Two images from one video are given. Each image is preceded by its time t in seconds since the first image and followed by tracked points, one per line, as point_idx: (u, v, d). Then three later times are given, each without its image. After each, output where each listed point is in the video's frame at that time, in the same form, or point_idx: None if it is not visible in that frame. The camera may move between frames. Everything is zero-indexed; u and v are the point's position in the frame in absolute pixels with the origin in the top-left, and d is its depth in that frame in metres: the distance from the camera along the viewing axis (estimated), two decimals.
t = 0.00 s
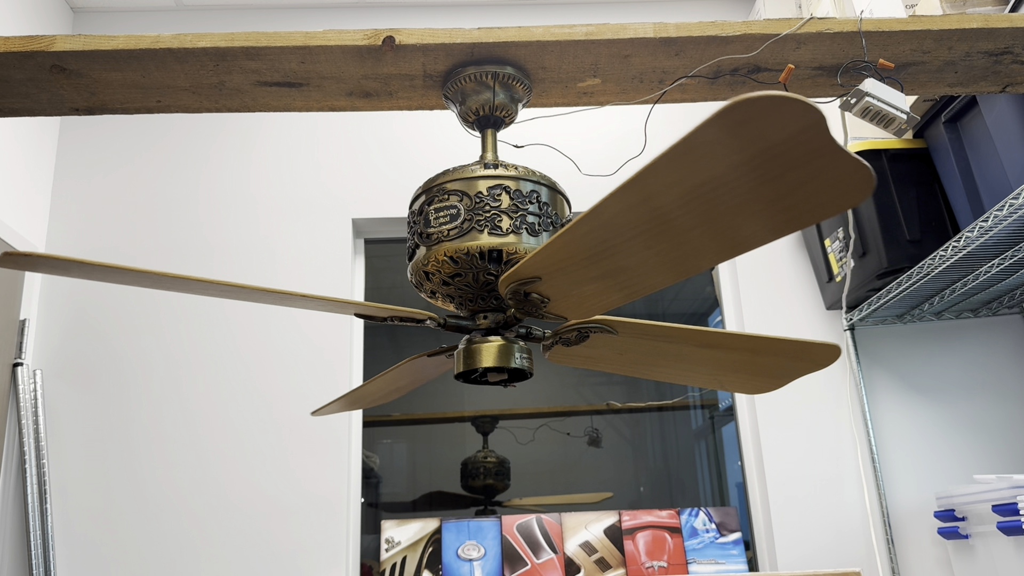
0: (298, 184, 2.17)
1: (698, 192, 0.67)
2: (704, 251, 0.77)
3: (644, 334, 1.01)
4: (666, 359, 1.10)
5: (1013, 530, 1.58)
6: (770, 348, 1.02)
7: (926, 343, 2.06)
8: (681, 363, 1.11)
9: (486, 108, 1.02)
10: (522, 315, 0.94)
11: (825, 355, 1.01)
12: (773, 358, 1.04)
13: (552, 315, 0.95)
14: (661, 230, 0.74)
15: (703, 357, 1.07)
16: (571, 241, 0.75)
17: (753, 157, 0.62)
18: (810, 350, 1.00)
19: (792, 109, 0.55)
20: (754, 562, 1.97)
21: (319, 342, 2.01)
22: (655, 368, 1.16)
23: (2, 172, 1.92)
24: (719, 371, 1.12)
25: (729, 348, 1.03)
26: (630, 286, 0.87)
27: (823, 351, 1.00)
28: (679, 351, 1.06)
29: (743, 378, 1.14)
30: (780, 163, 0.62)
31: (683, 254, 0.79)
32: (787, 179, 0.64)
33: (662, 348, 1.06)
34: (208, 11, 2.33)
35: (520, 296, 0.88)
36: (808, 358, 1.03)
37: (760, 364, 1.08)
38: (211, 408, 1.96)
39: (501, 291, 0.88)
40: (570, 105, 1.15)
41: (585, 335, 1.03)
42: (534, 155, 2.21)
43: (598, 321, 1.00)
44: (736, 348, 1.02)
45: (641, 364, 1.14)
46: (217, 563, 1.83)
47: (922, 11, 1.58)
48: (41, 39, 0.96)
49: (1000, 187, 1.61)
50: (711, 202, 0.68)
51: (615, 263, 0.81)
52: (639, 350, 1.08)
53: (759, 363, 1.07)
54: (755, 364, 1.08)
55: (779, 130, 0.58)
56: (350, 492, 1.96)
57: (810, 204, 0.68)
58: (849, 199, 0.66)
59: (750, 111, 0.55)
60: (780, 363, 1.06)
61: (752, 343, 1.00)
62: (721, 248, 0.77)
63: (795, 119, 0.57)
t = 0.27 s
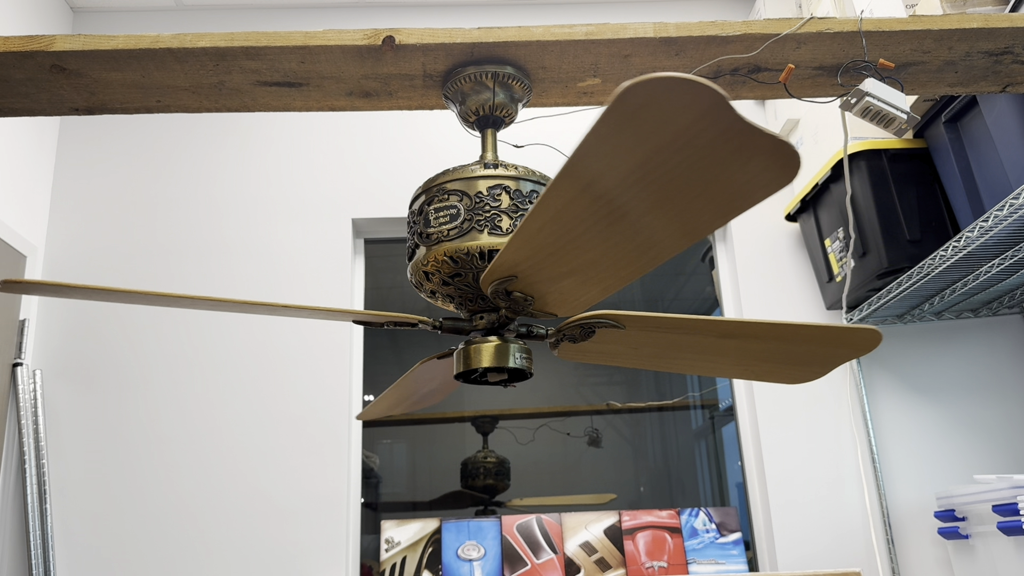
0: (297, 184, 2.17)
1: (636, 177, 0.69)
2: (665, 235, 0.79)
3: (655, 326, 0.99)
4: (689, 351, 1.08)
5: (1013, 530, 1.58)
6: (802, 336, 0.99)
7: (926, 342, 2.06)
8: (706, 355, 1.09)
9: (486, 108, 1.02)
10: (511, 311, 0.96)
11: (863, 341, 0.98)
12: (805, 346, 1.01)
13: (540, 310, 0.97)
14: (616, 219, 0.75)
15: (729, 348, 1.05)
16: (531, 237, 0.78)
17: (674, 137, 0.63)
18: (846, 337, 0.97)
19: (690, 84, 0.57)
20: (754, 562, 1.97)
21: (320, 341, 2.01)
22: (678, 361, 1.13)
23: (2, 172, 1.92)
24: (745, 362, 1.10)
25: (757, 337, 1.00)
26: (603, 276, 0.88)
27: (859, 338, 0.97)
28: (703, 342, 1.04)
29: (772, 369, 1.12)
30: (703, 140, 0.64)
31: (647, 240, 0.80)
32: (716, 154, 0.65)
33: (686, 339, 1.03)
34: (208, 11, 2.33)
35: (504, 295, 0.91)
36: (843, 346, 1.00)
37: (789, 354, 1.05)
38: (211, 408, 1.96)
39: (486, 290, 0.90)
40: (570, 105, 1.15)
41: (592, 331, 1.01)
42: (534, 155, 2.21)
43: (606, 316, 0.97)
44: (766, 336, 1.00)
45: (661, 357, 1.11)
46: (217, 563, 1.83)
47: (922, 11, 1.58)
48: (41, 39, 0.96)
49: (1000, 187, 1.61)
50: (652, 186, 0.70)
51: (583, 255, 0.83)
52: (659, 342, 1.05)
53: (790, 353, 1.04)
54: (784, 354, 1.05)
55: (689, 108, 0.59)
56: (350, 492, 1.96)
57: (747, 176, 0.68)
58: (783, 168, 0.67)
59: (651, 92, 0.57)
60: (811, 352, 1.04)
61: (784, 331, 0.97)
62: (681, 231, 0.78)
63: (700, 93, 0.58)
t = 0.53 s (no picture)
0: (297, 184, 2.17)
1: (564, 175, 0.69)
2: (618, 230, 0.78)
3: (661, 321, 0.98)
4: (710, 344, 1.05)
5: (1013, 530, 1.58)
6: (830, 323, 0.96)
7: (926, 342, 2.06)
8: (727, 348, 1.06)
9: (485, 108, 1.02)
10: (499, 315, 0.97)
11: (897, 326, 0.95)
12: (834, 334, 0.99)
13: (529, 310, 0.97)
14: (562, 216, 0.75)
15: (752, 339, 1.02)
16: (488, 239, 0.79)
17: (585, 134, 0.63)
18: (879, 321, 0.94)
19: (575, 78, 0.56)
20: (754, 562, 1.97)
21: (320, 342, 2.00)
22: (698, 355, 1.11)
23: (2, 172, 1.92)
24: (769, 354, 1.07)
25: (780, 327, 0.97)
26: (572, 272, 0.88)
27: (893, 322, 0.94)
28: (723, 335, 1.02)
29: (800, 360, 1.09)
30: (616, 134, 0.63)
31: (602, 237, 0.79)
32: (634, 148, 0.64)
33: (705, 333, 1.01)
34: (208, 11, 2.33)
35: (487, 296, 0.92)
36: (874, 331, 0.97)
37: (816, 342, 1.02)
38: (210, 407, 1.96)
39: (470, 290, 0.92)
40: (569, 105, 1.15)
41: (594, 327, 1.00)
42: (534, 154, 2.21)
43: (610, 312, 0.96)
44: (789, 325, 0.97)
45: (680, 350, 1.09)
46: (217, 563, 1.83)
47: (922, 11, 1.58)
48: (40, 39, 0.96)
49: (1000, 187, 1.61)
50: (584, 184, 0.70)
51: (543, 254, 0.83)
52: (676, 335, 1.03)
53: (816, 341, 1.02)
54: (811, 343, 1.02)
55: (585, 103, 0.59)
56: (350, 492, 1.96)
57: (674, 166, 0.67)
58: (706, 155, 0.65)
59: (540, 91, 0.57)
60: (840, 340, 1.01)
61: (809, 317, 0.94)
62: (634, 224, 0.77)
63: (591, 87, 0.58)
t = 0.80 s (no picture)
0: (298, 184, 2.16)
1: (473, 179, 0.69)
2: (554, 225, 0.76)
3: (661, 312, 0.96)
4: (729, 333, 1.02)
5: (1013, 530, 1.58)
6: (830, 323, 0.96)
7: (926, 342, 2.06)
8: (749, 337, 1.04)
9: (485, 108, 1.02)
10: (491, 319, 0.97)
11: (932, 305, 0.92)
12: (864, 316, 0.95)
13: (518, 310, 0.95)
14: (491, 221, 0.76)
15: (777, 326, 0.99)
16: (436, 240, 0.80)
17: (472, 134, 0.63)
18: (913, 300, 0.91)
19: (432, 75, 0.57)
20: (754, 562, 1.97)
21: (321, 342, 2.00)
22: (719, 346, 1.08)
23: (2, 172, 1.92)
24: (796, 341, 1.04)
25: (804, 312, 0.94)
26: (531, 277, 0.87)
27: (925, 300, 0.90)
28: (744, 323, 0.99)
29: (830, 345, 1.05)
30: (501, 131, 0.63)
31: (535, 241, 0.79)
32: (523, 144, 0.64)
33: (724, 322, 0.98)
34: (209, 11, 2.33)
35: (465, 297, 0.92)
36: (907, 311, 0.94)
37: (846, 326, 0.99)
38: (209, 407, 1.96)
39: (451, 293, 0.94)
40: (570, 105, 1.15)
41: (594, 322, 1.00)
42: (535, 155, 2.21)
43: (608, 305, 0.95)
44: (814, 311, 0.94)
45: (699, 341, 1.06)
46: (217, 564, 1.83)
47: (922, 11, 1.58)
48: (41, 39, 0.96)
49: (1000, 187, 1.61)
50: (492, 188, 0.70)
51: (494, 256, 0.82)
52: (692, 326, 1.00)
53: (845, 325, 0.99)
54: (840, 326, 0.99)
55: (455, 102, 0.60)
56: (350, 491, 1.96)
57: (571, 159, 0.66)
58: (592, 143, 0.63)
59: (406, 91, 0.59)
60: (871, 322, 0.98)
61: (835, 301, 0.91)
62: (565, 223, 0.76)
63: (456, 82, 0.59)
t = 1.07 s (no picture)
0: (298, 184, 2.16)
1: (399, 177, 0.69)
2: (488, 218, 0.75)
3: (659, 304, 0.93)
4: (738, 322, 0.98)
5: (1013, 530, 1.58)
6: (830, 323, 0.96)
7: (926, 342, 2.06)
8: (760, 325, 0.99)
9: (486, 108, 1.02)
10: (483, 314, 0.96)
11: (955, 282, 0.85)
12: (881, 299, 0.90)
13: (507, 309, 0.95)
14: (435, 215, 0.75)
15: (789, 311, 0.94)
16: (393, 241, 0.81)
17: (378, 137, 0.63)
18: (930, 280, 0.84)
19: (305, 86, 0.57)
20: (754, 562, 1.97)
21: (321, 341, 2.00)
22: (731, 334, 1.03)
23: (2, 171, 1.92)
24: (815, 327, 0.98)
25: (813, 298, 0.90)
26: (499, 269, 0.86)
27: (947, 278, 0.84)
28: (752, 310, 0.94)
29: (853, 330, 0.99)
30: (400, 131, 0.62)
31: (479, 235, 0.78)
32: (427, 140, 0.63)
33: (728, 311, 0.94)
34: (209, 10, 2.33)
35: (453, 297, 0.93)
36: (927, 290, 0.88)
37: (864, 309, 0.93)
38: (209, 407, 1.96)
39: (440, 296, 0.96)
40: (570, 106, 1.15)
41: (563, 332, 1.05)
42: (534, 154, 2.21)
43: (606, 300, 0.93)
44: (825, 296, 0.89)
45: (707, 330, 1.02)
46: (217, 564, 1.83)
47: (922, 11, 1.58)
48: (40, 39, 0.96)
49: (1000, 187, 1.61)
50: (417, 186, 0.70)
51: (447, 252, 0.82)
52: (695, 316, 0.97)
53: (864, 308, 0.93)
54: (841, 327, 0.99)
55: (343, 110, 0.60)
56: (350, 491, 1.96)
57: (474, 153, 0.64)
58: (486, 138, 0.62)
59: (299, 106, 0.60)
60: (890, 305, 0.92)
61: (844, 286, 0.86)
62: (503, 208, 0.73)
63: (338, 92, 0.58)
